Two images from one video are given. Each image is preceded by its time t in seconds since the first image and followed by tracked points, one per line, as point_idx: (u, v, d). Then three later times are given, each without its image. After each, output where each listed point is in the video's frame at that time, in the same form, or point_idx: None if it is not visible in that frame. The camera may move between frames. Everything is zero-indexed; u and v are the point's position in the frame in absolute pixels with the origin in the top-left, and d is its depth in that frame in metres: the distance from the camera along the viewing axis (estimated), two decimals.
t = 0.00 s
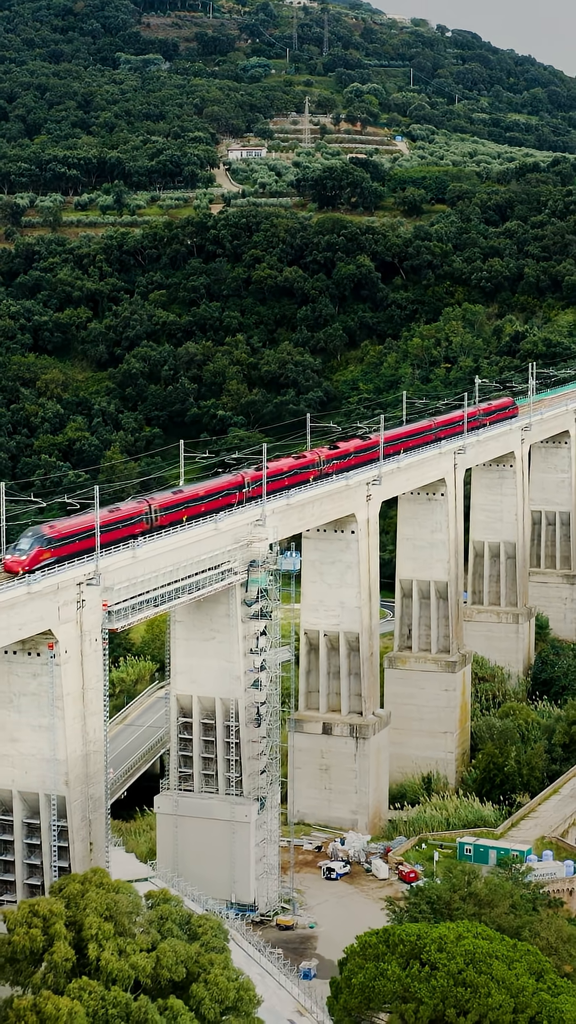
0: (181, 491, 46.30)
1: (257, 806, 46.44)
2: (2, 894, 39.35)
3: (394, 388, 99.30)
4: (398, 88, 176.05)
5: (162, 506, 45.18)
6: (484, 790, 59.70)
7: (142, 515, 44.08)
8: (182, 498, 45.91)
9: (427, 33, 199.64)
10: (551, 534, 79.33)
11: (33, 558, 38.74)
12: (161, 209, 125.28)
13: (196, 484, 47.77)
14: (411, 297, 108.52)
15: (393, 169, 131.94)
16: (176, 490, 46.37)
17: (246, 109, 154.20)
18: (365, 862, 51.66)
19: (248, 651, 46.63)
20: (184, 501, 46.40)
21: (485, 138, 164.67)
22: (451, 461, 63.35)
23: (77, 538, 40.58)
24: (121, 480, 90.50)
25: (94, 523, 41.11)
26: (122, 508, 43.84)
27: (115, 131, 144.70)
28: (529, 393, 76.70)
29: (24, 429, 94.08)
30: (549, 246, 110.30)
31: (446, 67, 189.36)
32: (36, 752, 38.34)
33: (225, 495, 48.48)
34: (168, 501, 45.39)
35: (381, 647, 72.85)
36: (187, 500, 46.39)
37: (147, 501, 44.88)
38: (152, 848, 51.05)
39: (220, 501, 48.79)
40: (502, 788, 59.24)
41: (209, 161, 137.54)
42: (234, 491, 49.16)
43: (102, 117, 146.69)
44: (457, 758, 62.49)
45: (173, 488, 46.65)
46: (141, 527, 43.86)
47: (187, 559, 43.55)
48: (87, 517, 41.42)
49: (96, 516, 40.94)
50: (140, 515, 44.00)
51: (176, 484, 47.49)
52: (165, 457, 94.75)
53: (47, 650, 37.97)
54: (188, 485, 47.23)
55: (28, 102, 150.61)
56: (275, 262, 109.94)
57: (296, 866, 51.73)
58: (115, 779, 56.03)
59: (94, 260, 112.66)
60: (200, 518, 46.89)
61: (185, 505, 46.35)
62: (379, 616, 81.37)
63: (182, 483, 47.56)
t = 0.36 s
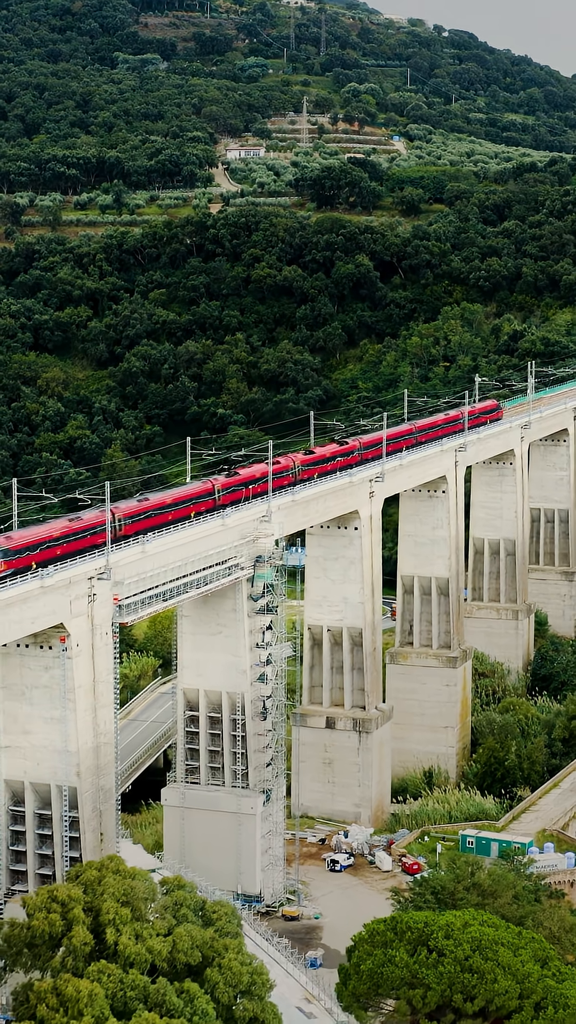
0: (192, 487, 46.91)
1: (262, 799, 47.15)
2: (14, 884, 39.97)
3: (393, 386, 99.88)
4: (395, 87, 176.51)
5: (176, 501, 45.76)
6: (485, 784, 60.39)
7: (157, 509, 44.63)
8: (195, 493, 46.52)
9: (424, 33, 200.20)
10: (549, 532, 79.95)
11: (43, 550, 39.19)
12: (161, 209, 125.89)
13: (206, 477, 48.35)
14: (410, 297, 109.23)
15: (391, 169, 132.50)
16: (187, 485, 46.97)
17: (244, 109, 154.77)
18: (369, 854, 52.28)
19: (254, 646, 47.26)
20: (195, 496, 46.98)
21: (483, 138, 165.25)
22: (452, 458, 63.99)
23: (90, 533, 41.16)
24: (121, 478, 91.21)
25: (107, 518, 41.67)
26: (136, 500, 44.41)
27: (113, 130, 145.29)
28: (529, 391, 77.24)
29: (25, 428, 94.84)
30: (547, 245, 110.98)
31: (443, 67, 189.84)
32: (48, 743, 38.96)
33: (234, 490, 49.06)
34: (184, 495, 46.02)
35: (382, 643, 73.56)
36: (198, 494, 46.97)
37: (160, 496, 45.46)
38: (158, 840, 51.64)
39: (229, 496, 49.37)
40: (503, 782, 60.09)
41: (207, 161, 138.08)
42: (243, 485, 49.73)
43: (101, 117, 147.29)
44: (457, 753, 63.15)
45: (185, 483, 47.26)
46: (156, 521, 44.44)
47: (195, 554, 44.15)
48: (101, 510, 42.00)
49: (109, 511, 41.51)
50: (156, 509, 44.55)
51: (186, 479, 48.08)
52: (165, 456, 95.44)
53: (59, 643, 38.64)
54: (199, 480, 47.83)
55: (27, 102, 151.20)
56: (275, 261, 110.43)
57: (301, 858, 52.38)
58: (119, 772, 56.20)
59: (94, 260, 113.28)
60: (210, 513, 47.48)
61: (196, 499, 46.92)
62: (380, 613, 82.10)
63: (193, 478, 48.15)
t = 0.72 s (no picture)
0: (203, 482, 47.86)
1: (271, 789, 47.93)
2: (32, 871, 40.88)
3: (392, 384, 100.78)
4: (392, 88, 177.57)
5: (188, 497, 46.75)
6: (488, 776, 61.29)
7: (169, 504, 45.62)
8: (207, 488, 47.49)
9: (420, 33, 201.13)
10: (549, 529, 80.86)
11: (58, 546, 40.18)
12: (160, 209, 126.73)
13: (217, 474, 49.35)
14: (408, 296, 110.21)
15: (389, 169, 133.44)
16: (199, 480, 47.95)
17: (242, 109, 155.65)
18: (375, 844, 53.14)
19: (263, 639, 48.17)
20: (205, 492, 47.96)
21: (480, 138, 166.29)
22: (454, 455, 64.92)
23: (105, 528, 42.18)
24: (123, 475, 92.17)
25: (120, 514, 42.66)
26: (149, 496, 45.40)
27: (112, 131, 146.08)
28: (528, 390, 78.08)
29: (27, 425, 95.71)
30: (544, 245, 112.10)
31: (439, 67, 190.92)
32: (65, 733, 39.85)
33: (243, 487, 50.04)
34: (197, 490, 47.02)
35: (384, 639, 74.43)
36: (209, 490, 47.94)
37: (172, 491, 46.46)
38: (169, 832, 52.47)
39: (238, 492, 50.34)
40: (506, 774, 61.02)
41: (206, 161, 138.95)
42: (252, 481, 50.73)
43: (99, 117, 148.06)
44: (460, 746, 64.05)
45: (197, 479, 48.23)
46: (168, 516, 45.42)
47: (206, 549, 45.03)
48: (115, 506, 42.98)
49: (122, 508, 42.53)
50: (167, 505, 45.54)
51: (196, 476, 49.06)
52: (167, 453, 96.29)
53: (76, 635, 39.45)
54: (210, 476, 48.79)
55: (26, 102, 151.98)
56: (275, 260, 111.21)
57: (309, 848, 53.24)
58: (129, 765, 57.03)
59: (95, 258, 114.10)
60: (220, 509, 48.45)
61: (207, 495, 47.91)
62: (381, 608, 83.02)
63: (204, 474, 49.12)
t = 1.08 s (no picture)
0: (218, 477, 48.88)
1: (282, 779, 48.77)
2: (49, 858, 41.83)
3: (393, 382, 101.66)
4: (389, 88, 178.57)
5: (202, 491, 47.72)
6: (491, 769, 62.18)
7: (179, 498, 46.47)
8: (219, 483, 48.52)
9: (416, 34, 201.92)
10: (549, 526, 81.79)
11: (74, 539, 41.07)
12: (160, 209, 127.51)
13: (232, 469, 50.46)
14: (408, 295, 111.00)
15: (388, 169, 134.35)
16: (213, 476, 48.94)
17: (241, 110, 156.57)
18: (382, 834, 54.03)
19: (273, 632, 49.05)
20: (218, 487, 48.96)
21: (478, 138, 167.26)
22: (458, 452, 65.80)
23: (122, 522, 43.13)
24: (125, 473, 93.05)
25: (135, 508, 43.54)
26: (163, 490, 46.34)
27: (112, 130, 146.91)
28: (529, 388, 78.95)
29: (30, 423, 96.55)
30: (543, 245, 113.21)
31: (436, 67, 191.92)
32: (83, 723, 40.71)
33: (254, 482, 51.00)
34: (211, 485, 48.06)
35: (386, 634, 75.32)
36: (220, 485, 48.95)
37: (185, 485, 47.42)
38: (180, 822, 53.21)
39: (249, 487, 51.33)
40: (509, 766, 61.92)
41: (206, 160, 139.87)
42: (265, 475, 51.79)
43: (99, 117, 148.83)
44: (463, 739, 64.86)
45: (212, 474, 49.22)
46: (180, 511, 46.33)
47: (219, 543, 45.89)
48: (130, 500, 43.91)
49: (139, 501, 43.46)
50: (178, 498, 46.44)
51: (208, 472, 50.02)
52: (169, 451, 97.13)
53: (94, 627, 40.34)
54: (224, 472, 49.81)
55: (26, 102, 152.80)
56: (275, 260, 112.07)
57: (317, 838, 54.06)
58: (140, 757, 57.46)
59: (96, 258, 115.08)
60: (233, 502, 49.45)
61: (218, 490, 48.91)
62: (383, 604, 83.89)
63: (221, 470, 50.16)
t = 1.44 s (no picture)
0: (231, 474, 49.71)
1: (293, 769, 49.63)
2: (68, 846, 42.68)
3: (394, 380, 102.51)
4: (387, 88, 179.35)
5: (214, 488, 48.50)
6: (496, 760, 63.11)
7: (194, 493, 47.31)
8: (232, 480, 49.35)
9: (414, 33, 202.73)
10: (550, 522, 82.77)
11: (95, 533, 41.89)
12: (161, 208, 128.44)
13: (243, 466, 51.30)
14: (409, 292, 111.66)
15: (387, 168, 135.21)
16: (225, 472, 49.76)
17: (240, 109, 157.44)
18: (390, 823, 54.93)
19: (285, 624, 49.95)
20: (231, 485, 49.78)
21: (476, 138, 168.17)
22: (462, 448, 66.78)
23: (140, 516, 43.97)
24: (129, 470, 93.94)
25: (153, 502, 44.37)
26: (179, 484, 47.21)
27: (113, 130, 147.77)
28: (530, 386, 79.93)
29: (35, 421, 97.36)
30: (542, 244, 114.27)
31: (433, 67, 192.79)
32: (103, 713, 41.59)
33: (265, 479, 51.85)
34: (225, 481, 48.92)
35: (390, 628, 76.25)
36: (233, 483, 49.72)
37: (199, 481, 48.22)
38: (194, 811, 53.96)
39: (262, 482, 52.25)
40: (513, 757, 62.81)
41: (206, 160, 140.82)
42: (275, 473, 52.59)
43: (99, 116, 149.65)
44: (468, 731, 65.70)
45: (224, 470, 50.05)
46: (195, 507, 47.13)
47: (233, 537, 46.81)
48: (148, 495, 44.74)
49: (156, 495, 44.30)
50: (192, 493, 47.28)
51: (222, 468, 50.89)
52: (172, 449, 98.03)
53: (113, 618, 41.21)
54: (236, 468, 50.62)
55: (26, 102, 153.59)
56: (277, 259, 112.99)
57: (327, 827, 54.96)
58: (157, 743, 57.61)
59: (99, 257, 115.99)
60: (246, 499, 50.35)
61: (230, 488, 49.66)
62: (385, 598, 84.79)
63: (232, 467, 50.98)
